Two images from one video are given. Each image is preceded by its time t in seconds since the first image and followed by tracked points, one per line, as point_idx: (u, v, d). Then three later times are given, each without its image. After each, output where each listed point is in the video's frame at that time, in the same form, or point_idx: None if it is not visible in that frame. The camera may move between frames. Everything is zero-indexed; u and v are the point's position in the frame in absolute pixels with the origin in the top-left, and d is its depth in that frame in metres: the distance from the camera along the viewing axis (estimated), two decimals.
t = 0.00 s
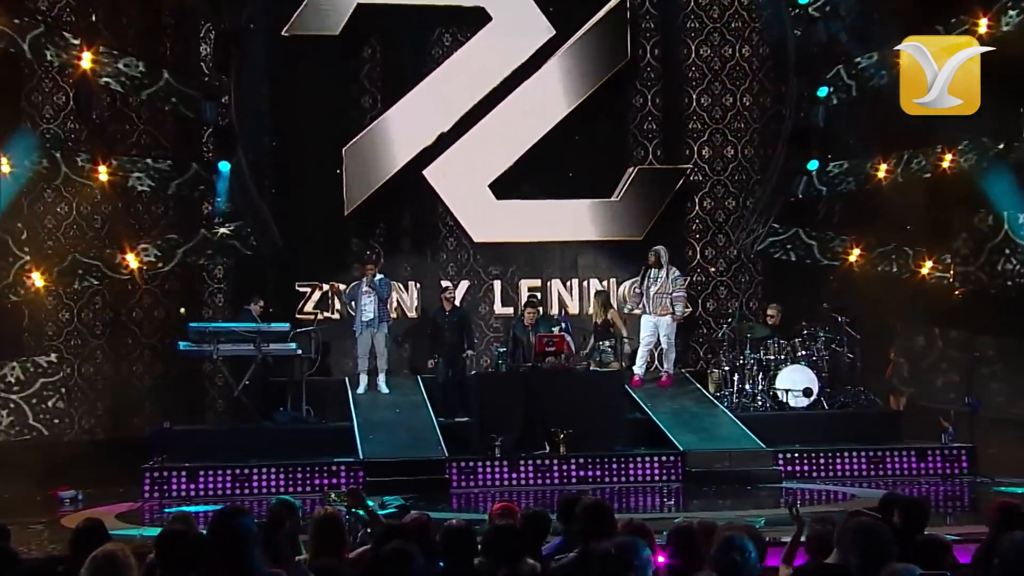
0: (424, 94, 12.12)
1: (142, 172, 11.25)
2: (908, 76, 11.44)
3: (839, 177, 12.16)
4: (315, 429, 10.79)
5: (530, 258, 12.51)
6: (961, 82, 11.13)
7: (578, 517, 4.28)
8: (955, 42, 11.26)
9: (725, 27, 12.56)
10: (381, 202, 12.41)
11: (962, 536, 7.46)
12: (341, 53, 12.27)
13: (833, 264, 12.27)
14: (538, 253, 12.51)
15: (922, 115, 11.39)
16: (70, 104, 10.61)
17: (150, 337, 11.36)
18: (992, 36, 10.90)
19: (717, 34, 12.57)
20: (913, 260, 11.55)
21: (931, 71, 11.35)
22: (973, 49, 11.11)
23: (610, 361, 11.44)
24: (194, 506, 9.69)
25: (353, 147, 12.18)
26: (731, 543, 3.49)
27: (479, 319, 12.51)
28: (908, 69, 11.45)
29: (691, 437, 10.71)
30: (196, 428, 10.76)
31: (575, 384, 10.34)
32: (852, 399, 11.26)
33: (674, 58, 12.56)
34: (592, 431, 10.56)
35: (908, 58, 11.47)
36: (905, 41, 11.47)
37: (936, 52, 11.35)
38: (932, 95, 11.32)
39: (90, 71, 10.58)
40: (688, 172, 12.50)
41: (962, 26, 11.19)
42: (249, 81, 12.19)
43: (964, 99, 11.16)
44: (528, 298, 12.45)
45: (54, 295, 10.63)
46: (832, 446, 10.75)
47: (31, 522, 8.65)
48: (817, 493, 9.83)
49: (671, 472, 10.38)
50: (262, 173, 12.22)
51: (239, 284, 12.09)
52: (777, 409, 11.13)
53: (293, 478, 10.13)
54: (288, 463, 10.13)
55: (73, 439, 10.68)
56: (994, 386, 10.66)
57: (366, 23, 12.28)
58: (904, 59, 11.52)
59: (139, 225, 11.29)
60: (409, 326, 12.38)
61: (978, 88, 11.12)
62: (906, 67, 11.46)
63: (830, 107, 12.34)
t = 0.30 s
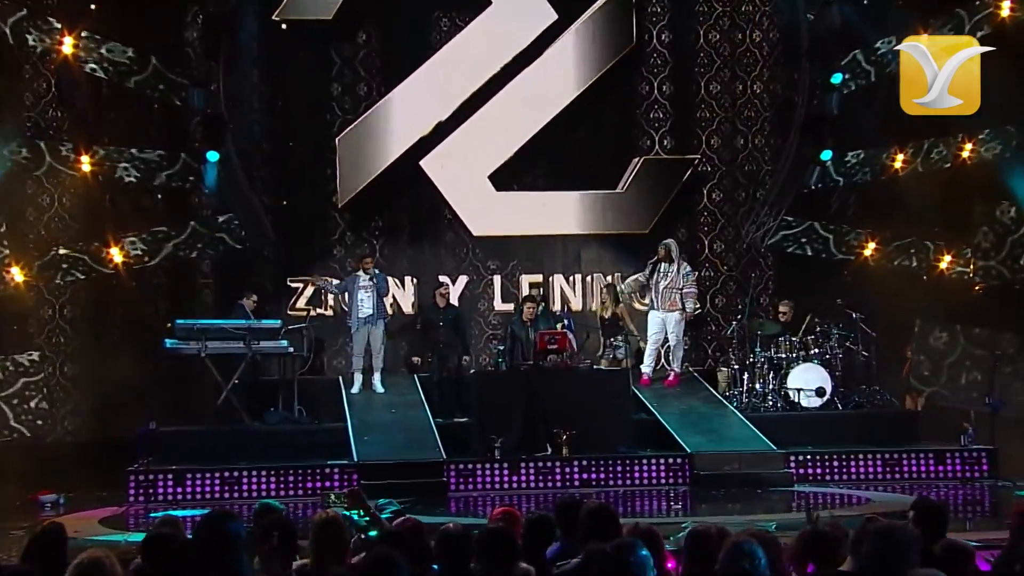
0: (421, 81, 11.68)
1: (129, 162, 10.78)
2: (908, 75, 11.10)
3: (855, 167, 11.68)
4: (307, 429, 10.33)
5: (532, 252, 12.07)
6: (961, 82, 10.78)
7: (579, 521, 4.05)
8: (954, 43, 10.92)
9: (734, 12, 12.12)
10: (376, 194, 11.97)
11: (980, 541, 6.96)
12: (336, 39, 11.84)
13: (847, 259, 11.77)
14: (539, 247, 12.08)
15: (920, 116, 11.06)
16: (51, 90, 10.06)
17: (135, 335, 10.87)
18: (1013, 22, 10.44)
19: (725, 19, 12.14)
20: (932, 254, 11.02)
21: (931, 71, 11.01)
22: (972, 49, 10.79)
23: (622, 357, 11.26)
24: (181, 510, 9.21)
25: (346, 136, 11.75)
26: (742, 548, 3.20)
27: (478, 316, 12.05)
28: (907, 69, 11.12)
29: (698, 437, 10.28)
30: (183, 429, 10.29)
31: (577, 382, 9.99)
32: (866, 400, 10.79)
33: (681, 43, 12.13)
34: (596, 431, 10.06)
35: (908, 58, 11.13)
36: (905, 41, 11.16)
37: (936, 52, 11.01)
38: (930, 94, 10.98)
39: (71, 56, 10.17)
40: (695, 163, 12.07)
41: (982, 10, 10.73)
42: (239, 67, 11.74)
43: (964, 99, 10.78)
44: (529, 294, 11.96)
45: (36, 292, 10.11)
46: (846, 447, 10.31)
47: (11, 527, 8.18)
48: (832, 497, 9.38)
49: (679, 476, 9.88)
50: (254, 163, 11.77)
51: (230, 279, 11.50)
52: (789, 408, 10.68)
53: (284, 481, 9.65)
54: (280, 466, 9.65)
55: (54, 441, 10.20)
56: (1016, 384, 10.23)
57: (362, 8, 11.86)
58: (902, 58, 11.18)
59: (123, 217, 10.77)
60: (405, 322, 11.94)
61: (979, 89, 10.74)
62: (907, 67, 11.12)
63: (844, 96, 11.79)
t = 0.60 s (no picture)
0: (418, 66, 11.26)
1: (114, 151, 10.28)
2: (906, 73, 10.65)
3: (870, 155, 11.22)
4: (298, 429, 9.86)
5: (533, 246, 11.63)
6: (960, 83, 10.36)
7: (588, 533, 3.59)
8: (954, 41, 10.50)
9: None
10: (371, 185, 11.52)
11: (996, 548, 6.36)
12: (330, 25, 11.44)
13: (862, 252, 11.29)
14: (540, 240, 11.64)
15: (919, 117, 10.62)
16: (32, 75, 9.56)
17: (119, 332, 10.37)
18: None
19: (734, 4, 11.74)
20: (952, 246, 10.59)
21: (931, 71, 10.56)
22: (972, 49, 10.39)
23: (630, 354, 10.84)
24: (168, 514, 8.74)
25: (340, 124, 11.30)
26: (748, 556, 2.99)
27: (477, 313, 11.61)
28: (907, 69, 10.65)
29: (707, 438, 9.84)
30: (169, 430, 9.81)
31: (578, 381, 9.53)
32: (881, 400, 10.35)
33: (688, 28, 11.68)
34: (599, 432, 9.61)
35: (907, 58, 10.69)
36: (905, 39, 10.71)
37: (936, 51, 10.56)
38: (932, 94, 10.51)
39: (51, 40, 9.63)
40: (704, 153, 11.62)
41: None
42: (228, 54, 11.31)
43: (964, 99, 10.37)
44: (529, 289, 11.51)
45: (16, 286, 9.66)
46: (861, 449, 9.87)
47: None
48: (847, 500, 8.92)
49: (687, 479, 9.47)
50: (245, 153, 11.35)
51: (214, 274, 11.14)
52: (801, 408, 10.23)
53: (276, 484, 9.19)
54: (272, 469, 9.20)
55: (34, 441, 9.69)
56: None
57: None
58: (902, 58, 10.73)
59: (107, 209, 10.24)
60: (401, 319, 11.50)
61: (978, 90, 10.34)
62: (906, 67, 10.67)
63: (857, 81, 11.27)
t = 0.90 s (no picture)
0: (414, 52, 10.85)
1: (98, 140, 9.81)
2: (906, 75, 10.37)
3: (886, 145, 10.75)
4: (289, 430, 9.43)
5: (535, 239, 11.20)
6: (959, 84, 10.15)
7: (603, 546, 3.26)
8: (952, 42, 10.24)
9: None
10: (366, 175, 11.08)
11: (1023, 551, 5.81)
12: (323, 9, 11.02)
13: (878, 245, 10.83)
14: (542, 232, 11.20)
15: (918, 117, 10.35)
16: (10, 60, 8.87)
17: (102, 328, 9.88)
18: None
19: None
20: (973, 240, 10.17)
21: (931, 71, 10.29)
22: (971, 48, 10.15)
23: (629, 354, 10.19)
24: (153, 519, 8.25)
25: (334, 111, 10.91)
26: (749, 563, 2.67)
27: (476, 308, 11.17)
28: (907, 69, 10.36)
29: (716, 439, 9.40)
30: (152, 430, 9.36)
31: (582, 381, 9.08)
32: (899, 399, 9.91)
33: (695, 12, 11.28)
34: (604, 433, 9.17)
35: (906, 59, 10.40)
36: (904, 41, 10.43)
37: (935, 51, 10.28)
38: (932, 95, 10.26)
39: (31, 23, 9.00)
40: (713, 142, 11.26)
41: None
42: (217, 38, 10.91)
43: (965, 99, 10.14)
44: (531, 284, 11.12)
45: None
46: (876, 450, 9.46)
47: None
48: (862, 504, 8.49)
49: (695, 481, 9.05)
50: (235, 141, 10.97)
51: (201, 268, 10.72)
52: (814, 408, 9.78)
53: (265, 487, 8.74)
54: (261, 471, 8.75)
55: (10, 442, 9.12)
56: None
57: None
58: (902, 59, 10.45)
59: (89, 199, 9.76)
60: (397, 315, 11.05)
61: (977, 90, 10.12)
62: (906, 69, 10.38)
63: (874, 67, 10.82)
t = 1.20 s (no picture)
0: (410, 37, 10.43)
1: (81, 129, 9.42)
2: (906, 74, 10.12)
3: (904, 134, 10.36)
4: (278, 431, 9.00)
5: (536, 232, 10.78)
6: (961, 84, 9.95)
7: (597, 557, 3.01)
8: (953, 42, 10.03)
9: None
10: (360, 165, 10.66)
11: None
12: None
13: (897, 239, 10.40)
14: (543, 226, 10.78)
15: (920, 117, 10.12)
16: None
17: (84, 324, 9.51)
18: None
19: None
20: (994, 233, 9.78)
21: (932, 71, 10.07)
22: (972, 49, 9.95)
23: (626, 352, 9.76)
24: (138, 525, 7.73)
25: (327, 100, 10.50)
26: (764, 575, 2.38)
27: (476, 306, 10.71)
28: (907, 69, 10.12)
29: (725, 441, 8.98)
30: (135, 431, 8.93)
31: (585, 381, 8.66)
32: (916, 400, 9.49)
33: None
34: (609, 436, 8.75)
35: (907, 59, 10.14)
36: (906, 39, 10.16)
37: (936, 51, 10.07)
38: (933, 94, 10.04)
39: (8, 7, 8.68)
40: (721, 132, 10.84)
41: None
42: (205, 23, 10.50)
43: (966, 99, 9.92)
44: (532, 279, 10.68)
45: None
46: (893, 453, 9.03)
47: None
48: (879, 509, 8.06)
49: (703, 486, 8.61)
50: (223, 130, 10.54)
51: (189, 262, 10.28)
52: (829, 410, 9.37)
53: (254, 491, 8.25)
54: (250, 474, 8.25)
55: None
56: None
57: None
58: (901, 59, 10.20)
59: (71, 190, 9.37)
60: (392, 312, 10.63)
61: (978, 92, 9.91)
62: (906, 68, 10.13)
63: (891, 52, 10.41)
